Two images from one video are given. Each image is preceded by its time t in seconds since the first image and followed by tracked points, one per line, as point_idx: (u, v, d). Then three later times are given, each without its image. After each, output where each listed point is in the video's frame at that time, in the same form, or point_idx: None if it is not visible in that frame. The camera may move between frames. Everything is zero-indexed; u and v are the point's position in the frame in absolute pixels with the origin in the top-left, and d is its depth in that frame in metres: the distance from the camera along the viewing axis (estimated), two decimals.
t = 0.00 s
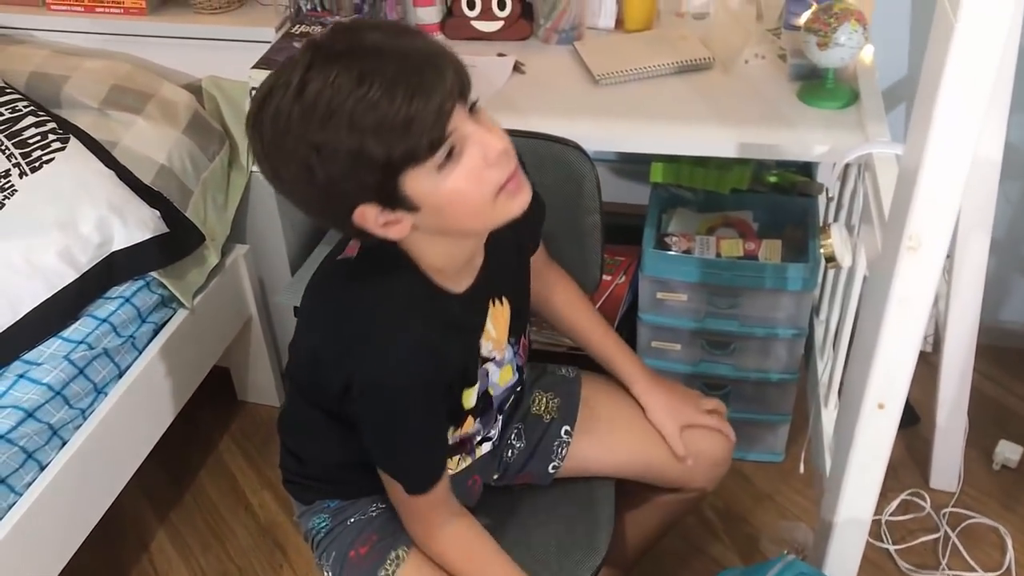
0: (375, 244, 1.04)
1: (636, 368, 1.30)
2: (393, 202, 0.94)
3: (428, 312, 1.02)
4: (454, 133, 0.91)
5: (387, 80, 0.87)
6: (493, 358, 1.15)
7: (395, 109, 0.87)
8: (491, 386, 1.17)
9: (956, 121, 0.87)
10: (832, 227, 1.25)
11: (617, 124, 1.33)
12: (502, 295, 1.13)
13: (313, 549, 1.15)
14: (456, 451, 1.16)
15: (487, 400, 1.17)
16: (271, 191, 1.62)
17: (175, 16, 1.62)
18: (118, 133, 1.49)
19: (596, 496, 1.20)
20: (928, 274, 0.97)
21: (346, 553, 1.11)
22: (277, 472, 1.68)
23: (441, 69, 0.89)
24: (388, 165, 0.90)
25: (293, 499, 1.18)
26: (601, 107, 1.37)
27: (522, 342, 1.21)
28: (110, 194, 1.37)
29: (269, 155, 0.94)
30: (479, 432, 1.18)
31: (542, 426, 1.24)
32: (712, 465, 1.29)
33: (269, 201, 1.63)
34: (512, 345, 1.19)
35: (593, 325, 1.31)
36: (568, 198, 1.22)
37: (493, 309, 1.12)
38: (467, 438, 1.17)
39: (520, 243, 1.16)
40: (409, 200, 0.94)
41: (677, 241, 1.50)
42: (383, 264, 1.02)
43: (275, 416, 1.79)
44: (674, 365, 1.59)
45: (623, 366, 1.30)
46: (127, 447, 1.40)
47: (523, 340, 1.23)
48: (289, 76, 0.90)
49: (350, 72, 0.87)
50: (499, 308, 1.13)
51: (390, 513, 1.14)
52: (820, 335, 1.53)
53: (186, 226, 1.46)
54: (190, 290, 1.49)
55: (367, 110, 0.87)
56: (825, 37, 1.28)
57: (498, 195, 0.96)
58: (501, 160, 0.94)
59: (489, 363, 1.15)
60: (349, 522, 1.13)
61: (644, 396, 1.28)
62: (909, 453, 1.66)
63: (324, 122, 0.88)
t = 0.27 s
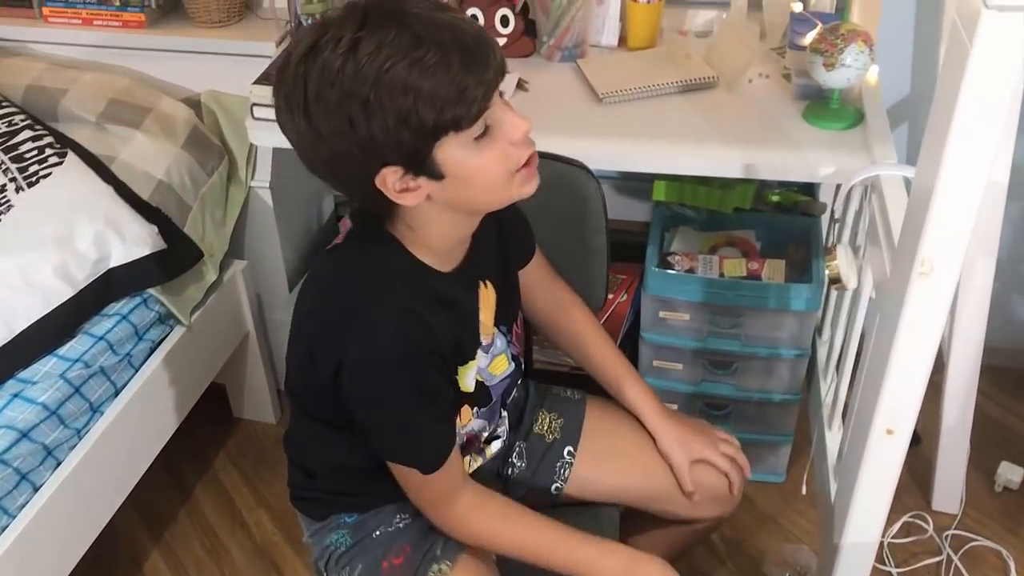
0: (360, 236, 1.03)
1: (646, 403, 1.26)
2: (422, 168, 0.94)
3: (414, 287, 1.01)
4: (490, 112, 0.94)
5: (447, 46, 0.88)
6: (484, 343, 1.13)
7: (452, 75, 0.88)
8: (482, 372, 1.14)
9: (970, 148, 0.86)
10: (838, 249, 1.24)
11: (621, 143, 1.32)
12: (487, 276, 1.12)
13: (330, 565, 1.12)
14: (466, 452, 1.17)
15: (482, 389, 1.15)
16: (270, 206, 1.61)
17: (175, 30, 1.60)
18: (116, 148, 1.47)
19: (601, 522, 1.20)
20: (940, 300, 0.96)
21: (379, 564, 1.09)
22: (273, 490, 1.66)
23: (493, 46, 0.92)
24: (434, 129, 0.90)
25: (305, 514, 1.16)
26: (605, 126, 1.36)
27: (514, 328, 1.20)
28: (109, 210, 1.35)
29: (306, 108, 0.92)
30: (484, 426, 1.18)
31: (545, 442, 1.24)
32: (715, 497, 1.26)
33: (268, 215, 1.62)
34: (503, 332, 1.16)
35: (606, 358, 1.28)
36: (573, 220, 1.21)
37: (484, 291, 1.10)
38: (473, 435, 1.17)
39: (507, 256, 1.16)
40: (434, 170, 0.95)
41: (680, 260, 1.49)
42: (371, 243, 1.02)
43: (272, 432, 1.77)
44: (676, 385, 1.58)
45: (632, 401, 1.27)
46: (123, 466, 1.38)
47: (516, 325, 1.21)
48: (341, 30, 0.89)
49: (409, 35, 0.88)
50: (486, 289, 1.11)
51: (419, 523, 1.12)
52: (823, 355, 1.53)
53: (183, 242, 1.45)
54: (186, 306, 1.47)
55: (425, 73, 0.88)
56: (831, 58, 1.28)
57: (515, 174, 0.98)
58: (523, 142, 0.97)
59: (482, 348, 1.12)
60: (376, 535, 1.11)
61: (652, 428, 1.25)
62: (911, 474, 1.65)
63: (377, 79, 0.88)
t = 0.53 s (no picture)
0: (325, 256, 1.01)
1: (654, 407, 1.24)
2: (385, 185, 0.92)
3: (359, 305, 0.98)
4: (460, 142, 0.92)
5: (421, 75, 0.86)
6: (464, 357, 1.09)
7: (420, 106, 0.86)
8: (467, 387, 1.11)
9: (986, 173, 0.85)
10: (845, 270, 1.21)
11: (628, 163, 1.31)
12: (462, 289, 1.09)
13: None
14: (465, 469, 1.16)
15: (468, 403, 1.13)
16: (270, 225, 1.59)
17: (176, 46, 1.59)
18: (115, 165, 1.45)
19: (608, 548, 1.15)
20: (953, 324, 0.95)
21: None
22: (271, 510, 1.64)
23: (469, 77, 0.89)
24: (396, 153, 0.88)
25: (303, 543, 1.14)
26: (610, 145, 1.35)
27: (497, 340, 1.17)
28: (108, 229, 1.33)
29: (273, 110, 0.89)
30: (479, 441, 1.16)
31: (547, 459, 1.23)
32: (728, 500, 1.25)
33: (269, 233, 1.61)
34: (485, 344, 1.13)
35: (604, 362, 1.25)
36: (577, 243, 1.21)
37: (457, 306, 1.07)
38: (469, 450, 1.15)
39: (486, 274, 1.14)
40: (398, 188, 0.93)
41: (684, 279, 1.48)
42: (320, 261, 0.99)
43: (270, 451, 1.75)
44: (680, 405, 1.56)
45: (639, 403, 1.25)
46: (122, 487, 1.36)
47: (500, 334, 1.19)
48: (315, 38, 0.86)
49: (383, 58, 0.85)
50: (459, 302, 1.08)
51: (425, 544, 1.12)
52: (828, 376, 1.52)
53: (183, 260, 1.43)
54: (186, 324, 1.46)
55: (393, 100, 0.85)
56: (839, 78, 1.27)
57: (481, 204, 0.97)
58: (493, 174, 0.95)
59: (461, 363, 1.10)
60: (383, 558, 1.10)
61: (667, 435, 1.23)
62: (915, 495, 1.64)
63: (345, 98, 0.85)
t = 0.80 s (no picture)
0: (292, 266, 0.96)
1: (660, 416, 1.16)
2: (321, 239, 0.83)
3: (309, 329, 0.93)
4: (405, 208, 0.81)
5: (372, 147, 0.76)
6: (445, 374, 1.04)
7: (366, 182, 0.77)
8: (451, 405, 1.06)
9: (1002, 191, 0.85)
10: (853, 285, 1.22)
11: (637, 177, 1.31)
12: (439, 304, 1.03)
13: None
14: (463, 489, 1.10)
15: (454, 421, 1.07)
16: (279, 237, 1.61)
17: (185, 59, 1.60)
18: (125, 177, 1.47)
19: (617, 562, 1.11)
20: (965, 342, 0.94)
21: None
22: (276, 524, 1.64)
23: (427, 148, 0.80)
24: (334, 221, 0.79)
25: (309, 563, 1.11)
26: (620, 159, 1.35)
27: (484, 353, 1.11)
28: (117, 241, 1.33)
29: (214, 147, 0.79)
30: (474, 459, 1.11)
31: (547, 470, 1.17)
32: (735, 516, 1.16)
33: (279, 245, 1.62)
34: (468, 361, 1.08)
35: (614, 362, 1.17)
36: (564, 250, 1.20)
37: (431, 322, 1.02)
38: (463, 471, 1.10)
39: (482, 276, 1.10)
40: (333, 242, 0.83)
41: (692, 294, 1.48)
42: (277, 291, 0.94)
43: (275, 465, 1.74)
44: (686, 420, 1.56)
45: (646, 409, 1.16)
46: (128, 500, 1.35)
47: (489, 347, 1.13)
48: (266, 86, 0.75)
49: (337, 123, 0.75)
50: (433, 319, 1.02)
51: (433, 557, 1.07)
52: (836, 391, 1.52)
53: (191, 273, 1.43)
54: (194, 337, 1.45)
55: (339, 171, 0.76)
56: (849, 94, 1.27)
57: (423, 263, 0.87)
58: (439, 237, 0.85)
59: (442, 381, 1.04)
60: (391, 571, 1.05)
61: (672, 448, 1.15)
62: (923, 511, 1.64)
63: (290, 159, 0.76)
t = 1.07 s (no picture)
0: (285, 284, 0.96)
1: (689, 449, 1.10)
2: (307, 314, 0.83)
3: (287, 354, 0.94)
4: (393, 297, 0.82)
5: (369, 259, 0.76)
6: (442, 404, 1.02)
7: (359, 289, 0.77)
8: (449, 435, 1.04)
9: (1014, 204, 0.85)
10: (865, 297, 1.22)
11: (648, 187, 1.32)
12: (436, 333, 1.02)
13: None
14: (461, 515, 1.08)
15: (452, 451, 1.05)
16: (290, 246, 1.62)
17: (198, 69, 1.61)
18: (136, 186, 1.48)
19: None
20: (977, 355, 0.94)
21: None
22: (283, 533, 1.64)
23: (422, 250, 0.80)
24: (321, 314, 0.80)
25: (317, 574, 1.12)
26: (630, 170, 1.35)
27: (485, 380, 1.08)
28: (129, 249, 1.34)
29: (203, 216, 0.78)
30: (475, 487, 1.08)
31: (547, 498, 1.15)
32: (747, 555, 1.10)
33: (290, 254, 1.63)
34: (467, 391, 1.05)
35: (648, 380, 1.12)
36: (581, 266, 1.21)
37: (426, 353, 1.01)
38: (462, 499, 1.07)
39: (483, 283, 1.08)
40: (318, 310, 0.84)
41: (703, 305, 1.47)
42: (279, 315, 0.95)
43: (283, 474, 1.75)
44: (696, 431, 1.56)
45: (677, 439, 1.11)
46: (139, 507, 1.35)
47: (489, 374, 1.09)
48: (264, 178, 0.73)
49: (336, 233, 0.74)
50: (429, 347, 1.01)
51: None
52: (846, 404, 1.51)
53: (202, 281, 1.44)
54: (204, 345, 1.45)
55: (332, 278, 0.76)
56: (860, 107, 1.28)
57: (403, 332, 0.88)
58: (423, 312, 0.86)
59: (438, 412, 1.02)
60: None
61: (676, 453, 1.11)
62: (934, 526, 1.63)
63: (276, 253, 0.75)
